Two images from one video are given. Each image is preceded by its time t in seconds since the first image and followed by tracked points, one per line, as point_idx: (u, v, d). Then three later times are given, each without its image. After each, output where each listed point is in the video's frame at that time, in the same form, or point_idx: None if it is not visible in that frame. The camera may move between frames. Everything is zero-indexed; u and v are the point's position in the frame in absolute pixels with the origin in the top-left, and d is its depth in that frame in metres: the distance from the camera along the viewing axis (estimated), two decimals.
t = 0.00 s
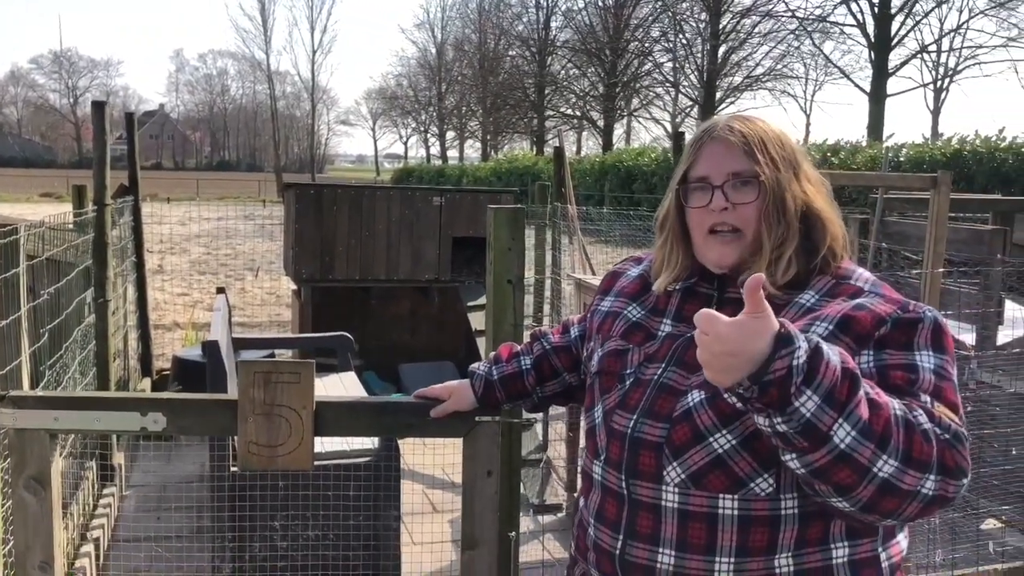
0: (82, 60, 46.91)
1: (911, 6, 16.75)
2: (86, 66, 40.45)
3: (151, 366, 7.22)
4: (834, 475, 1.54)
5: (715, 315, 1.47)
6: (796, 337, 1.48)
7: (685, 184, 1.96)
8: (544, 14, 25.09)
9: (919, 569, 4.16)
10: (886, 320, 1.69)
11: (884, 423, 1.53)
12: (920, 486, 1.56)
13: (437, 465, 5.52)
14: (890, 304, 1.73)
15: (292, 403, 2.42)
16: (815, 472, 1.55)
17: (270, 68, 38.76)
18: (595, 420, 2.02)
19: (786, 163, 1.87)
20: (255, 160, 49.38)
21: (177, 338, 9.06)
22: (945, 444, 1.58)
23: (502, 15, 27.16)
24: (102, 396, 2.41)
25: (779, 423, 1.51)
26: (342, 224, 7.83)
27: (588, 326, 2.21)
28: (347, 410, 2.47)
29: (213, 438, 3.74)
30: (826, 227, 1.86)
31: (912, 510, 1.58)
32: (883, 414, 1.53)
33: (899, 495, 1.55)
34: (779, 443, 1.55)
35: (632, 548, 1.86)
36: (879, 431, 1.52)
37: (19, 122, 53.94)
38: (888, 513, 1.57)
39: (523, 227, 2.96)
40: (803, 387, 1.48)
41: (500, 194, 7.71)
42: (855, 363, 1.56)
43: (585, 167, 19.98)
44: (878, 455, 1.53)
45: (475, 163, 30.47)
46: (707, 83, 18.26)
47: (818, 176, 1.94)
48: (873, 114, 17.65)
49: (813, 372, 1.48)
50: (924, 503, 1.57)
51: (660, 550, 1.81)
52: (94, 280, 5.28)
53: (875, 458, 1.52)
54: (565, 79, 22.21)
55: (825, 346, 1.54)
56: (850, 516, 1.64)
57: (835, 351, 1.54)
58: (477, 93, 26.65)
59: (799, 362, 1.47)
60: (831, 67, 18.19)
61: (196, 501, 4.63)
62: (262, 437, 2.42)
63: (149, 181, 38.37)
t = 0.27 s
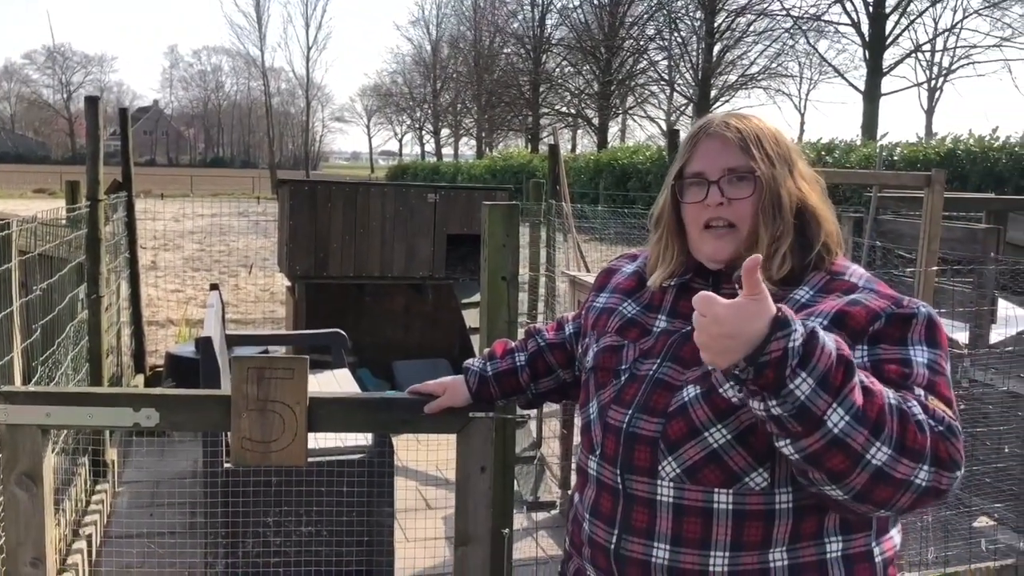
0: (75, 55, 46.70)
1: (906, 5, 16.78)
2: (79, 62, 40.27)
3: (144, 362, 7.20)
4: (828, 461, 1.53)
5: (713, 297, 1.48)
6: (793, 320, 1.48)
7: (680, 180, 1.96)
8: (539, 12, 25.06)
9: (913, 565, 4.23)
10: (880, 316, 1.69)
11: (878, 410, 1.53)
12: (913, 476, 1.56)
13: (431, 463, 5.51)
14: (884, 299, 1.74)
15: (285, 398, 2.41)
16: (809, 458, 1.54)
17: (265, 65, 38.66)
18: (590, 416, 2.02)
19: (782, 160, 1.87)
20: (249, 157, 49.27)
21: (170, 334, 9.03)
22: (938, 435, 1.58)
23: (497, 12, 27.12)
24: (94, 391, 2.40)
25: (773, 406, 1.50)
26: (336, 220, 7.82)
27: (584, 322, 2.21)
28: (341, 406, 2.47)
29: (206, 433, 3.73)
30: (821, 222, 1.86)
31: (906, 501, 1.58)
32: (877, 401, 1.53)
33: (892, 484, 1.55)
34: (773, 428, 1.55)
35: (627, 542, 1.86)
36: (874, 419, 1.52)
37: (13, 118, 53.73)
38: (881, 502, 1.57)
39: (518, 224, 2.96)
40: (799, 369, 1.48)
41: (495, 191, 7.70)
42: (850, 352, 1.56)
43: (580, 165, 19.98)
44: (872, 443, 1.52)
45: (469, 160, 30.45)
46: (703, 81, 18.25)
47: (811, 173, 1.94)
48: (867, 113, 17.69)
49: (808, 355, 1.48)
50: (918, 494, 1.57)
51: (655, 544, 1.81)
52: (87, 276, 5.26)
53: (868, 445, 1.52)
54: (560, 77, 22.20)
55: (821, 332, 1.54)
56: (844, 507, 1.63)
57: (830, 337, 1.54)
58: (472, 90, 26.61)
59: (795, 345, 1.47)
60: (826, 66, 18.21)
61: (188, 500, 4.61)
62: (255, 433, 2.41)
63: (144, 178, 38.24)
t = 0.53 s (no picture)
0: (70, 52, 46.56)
1: (902, 5, 16.80)
2: (74, 59, 40.09)
3: (139, 360, 7.18)
4: (830, 441, 1.53)
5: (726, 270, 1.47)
6: (801, 298, 1.48)
7: (678, 176, 1.96)
8: (535, 10, 25.07)
9: (907, 563, 4.26)
10: (867, 303, 1.69)
11: (876, 388, 1.53)
12: (907, 456, 1.56)
13: (426, 460, 5.52)
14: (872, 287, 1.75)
15: (281, 396, 2.41)
16: (810, 439, 1.54)
17: (261, 61, 38.58)
18: (583, 413, 2.01)
19: (779, 158, 1.88)
20: (246, 154, 49.22)
21: (165, 331, 9.02)
22: (928, 415, 1.59)
23: (493, 10, 27.10)
24: (89, 389, 2.40)
25: (779, 386, 1.49)
26: (331, 218, 7.81)
27: (578, 320, 2.21)
28: (338, 403, 2.46)
29: (200, 430, 3.73)
30: (814, 219, 1.86)
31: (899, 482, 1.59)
32: (876, 378, 1.54)
33: (887, 463, 1.55)
34: (774, 409, 1.54)
35: (621, 538, 1.86)
36: (872, 400, 1.52)
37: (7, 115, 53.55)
38: (875, 482, 1.57)
39: (515, 222, 2.96)
40: (808, 347, 1.47)
41: (491, 188, 7.69)
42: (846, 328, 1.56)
43: (576, 163, 19.97)
44: (872, 421, 1.52)
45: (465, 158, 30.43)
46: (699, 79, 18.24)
47: (806, 171, 1.94)
48: (863, 112, 17.71)
49: (817, 333, 1.47)
50: (911, 474, 1.58)
51: (649, 540, 1.81)
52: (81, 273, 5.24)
53: (869, 423, 1.52)
54: (556, 75, 22.17)
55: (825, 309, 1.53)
56: (835, 487, 1.63)
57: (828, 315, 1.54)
58: (468, 88, 26.63)
59: (805, 323, 1.46)
60: (822, 65, 18.24)
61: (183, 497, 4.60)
62: (250, 429, 2.41)
63: (139, 174, 38.13)
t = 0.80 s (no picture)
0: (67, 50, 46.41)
1: (900, 4, 16.81)
2: (71, 56, 39.94)
3: (135, 357, 7.17)
4: (802, 469, 1.54)
5: (665, 316, 1.50)
6: (744, 333, 1.50)
7: (677, 167, 1.96)
8: (533, 8, 25.05)
9: (903, 561, 4.27)
10: (861, 313, 1.69)
11: (842, 413, 1.53)
12: (888, 476, 1.56)
13: (423, 458, 5.52)
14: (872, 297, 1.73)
15: (279, 392, 2.41)
16: (782, 467, 1.55)
17: (258, 59, 38.51)
18: (577, 409, 2.01)
19: (778, 153, 1.88)
20: (243, 152, 49.17)
21: (162, 329, 9.00)
22: (913, 434, 1.58)
23: (491, 9, 27.06)
24: (85, 386, 2.39)
25: (739, 419, 1.52)
26: (328, 216, 7.80)
27: (575, 315, 2.20)
28: (336, 398, 2.46)
29: (197, 428, 3.72)
30: (812, 216, 1.86)
31: (883, 502, 1.58)
32: (842, 405, 1.53)
33: (866, 486, 1.55)
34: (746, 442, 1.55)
35: (611, 534, 1.86)
36: (841, 430, 1.52)
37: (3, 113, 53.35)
38: (860, 505, 1.58)
39: (513, 220, 2.95)
40: (759, 377, 1.49)
41: (488, 186, 7.69)
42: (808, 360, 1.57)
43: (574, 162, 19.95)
44: (842, 446, 1.53)
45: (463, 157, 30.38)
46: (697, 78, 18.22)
47: (806, 172, 1.94)
48: (861, 111, 17.72)
49: (765, 362, 1.49)
50: (895, 493, 1.58)
51: (638, 536, 1.81)
52: (77, 271, 5.23)
53: (840, 449, 1.52)
54: (554, 73, 22.14)
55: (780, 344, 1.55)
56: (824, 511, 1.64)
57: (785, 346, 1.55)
58: (466, 87, 26.60)
59: (751, 354, 1.48)
60: (820, 64, 18.23)
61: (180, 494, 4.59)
62: (247, 426, 2.40)
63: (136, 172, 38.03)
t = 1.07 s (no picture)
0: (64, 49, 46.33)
1: (897, 4, 16.83)
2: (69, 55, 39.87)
3: (132, 356, 7.16)
4: (774, 519, 1.57)
5: (634, 384, 1.54)
6: (708, 397, 1.53)
7: (666, 168, 1.97)
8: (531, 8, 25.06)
9: (899, 561, 4.28)
10: (860, 329, 1.67)
11: (811, 470, 1.54)
12: (864, 518, 1.57)
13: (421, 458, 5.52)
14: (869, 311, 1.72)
15: (278, 389, 2.41)
16: (754, 518, 1.58)
17: (256, 58, 38.48)
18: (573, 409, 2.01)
19: (763, 146, 1.86)
20: (240, 151, 49.12)
21: (159, 329, 9.00)
22: (898, 474, 1.56)
23: (489, 8, 27.05)
24: (83, 384, 2.38)
25: (708, 478, 1.57)
26: (326, 216, 7.80)
27: (571, 314, 2.21)
28: (334, 395, 2.46)
29: (195, 427, 3.72)
30: (808, 218, 1.86)
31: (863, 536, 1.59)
32: (810, 464, 1.54)
33: (841, 530, 1.56)
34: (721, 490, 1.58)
35: (602, 535, 1.86)
36: (816, 482, 1.54)
37: None
38: (839, 543, 1.59)
39: (511, 220, 2.96)
40: (722, 444, 1.53)
41: (486, 186, 7.69)
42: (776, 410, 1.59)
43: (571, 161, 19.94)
44: (812, 498, 1.54)
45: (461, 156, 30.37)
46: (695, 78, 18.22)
47: (803, 164, 1.91)
48: (858, 111, 17.74)
49: (728, 428, 1.53)
50: (874, 529, 1.59)
51: (629, 539, 1.81)
52: (75, 270, 5.22)
53: (808, 501, 1.54)
54: (552, 73, 22.13)
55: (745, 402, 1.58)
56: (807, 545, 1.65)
57: (755, 403, 1.58)
58: (464, 86, 26.59)
59: (713, 422, 1.52)
60: (817, 64, 18.26)
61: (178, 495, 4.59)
62: (246, 423, 2.40)
63: (134, 171, 37.97)
